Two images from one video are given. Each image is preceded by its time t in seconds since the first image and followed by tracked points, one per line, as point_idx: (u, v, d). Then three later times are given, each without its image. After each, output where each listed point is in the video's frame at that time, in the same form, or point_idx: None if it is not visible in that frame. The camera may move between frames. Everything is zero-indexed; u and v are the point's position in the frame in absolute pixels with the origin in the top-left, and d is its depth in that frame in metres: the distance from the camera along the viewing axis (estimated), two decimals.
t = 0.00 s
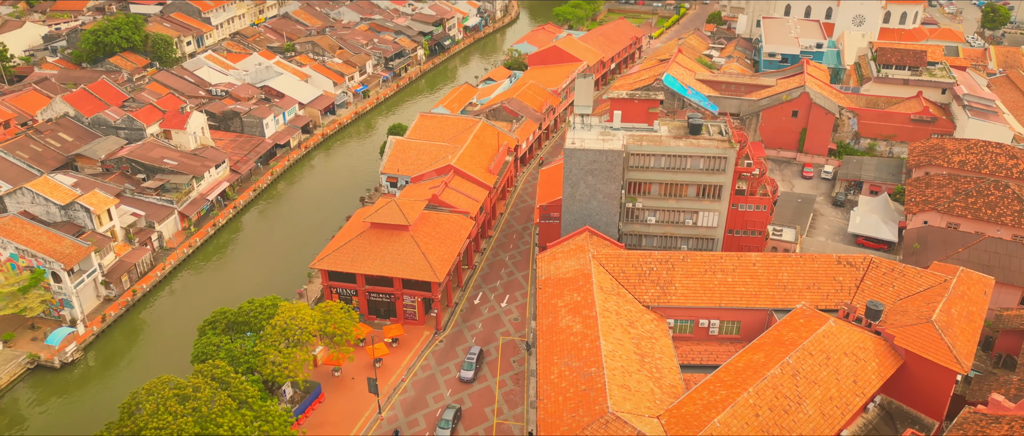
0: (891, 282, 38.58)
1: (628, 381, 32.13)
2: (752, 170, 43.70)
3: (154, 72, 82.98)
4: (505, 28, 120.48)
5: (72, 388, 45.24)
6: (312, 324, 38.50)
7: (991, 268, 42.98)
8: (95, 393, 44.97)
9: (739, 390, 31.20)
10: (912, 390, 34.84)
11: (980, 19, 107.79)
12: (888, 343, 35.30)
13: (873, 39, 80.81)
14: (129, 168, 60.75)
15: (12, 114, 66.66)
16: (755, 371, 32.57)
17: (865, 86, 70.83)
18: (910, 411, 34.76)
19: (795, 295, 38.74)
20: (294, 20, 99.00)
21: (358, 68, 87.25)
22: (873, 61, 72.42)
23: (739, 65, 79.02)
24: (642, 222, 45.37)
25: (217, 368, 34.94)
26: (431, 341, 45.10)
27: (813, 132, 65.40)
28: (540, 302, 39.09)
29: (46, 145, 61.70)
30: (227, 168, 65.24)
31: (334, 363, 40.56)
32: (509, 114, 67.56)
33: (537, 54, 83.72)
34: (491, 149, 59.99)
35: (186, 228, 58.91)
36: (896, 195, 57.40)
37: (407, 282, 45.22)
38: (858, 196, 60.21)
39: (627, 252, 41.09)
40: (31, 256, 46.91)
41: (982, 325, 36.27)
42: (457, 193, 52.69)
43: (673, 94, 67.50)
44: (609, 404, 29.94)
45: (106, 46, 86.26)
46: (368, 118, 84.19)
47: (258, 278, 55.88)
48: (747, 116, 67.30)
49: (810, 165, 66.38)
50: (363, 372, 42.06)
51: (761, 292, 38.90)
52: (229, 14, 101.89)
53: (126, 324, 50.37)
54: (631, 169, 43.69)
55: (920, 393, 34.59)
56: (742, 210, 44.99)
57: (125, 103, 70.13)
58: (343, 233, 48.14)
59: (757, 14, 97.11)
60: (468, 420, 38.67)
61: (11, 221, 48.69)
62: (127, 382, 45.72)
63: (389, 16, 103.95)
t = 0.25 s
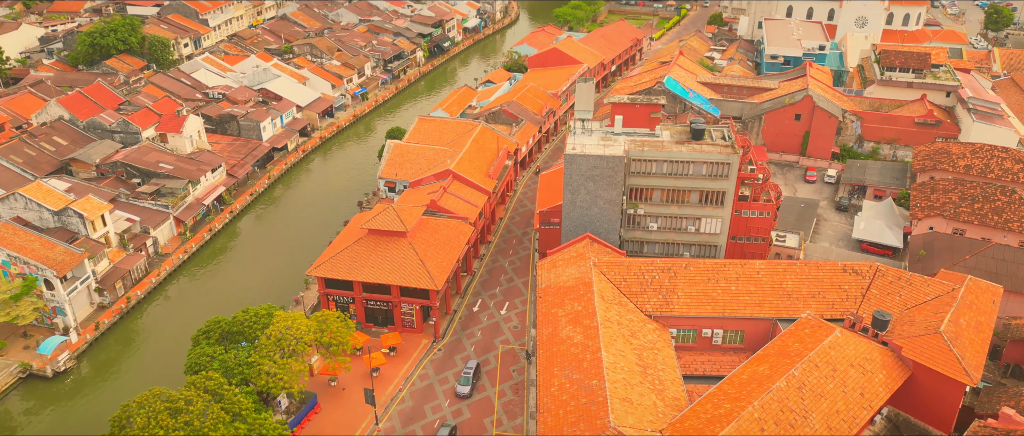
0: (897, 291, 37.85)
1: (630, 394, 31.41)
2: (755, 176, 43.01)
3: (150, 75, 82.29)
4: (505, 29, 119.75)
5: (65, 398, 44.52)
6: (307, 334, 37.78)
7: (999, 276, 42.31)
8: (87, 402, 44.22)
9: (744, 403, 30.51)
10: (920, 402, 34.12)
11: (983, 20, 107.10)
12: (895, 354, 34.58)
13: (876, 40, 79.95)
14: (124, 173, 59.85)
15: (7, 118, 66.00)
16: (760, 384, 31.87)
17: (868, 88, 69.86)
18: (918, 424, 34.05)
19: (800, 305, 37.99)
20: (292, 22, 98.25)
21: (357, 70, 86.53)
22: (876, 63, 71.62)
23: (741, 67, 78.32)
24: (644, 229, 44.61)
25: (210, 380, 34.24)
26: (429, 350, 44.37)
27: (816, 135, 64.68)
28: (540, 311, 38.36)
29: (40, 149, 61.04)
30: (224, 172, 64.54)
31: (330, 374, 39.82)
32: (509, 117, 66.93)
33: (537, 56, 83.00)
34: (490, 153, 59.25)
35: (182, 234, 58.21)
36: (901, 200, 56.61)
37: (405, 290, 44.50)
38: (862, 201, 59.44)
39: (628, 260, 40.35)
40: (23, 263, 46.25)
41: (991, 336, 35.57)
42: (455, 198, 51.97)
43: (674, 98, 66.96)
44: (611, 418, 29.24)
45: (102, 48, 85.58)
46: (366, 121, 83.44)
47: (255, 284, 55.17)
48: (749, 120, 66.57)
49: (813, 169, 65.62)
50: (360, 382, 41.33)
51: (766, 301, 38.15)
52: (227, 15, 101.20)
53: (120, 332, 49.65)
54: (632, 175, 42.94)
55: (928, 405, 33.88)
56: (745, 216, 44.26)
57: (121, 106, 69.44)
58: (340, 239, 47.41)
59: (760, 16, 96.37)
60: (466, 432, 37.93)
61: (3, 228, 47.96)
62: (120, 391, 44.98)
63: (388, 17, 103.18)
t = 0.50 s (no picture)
0: (905, 302, 37.01)
1: (633, 410, 30.53)
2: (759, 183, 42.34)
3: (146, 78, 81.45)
4: (505, 31, 118.87)
5: (55, 409, 43.63)
6: (301, 347, 36.93)
7: (1008, 286, 41.54)
8: (78, 414, 43.32)
9: (750, 421, 29.69)
10: (929, 417, 33.31)
11: (986, 23, 106.37)
12: (903, 368, 33.75)
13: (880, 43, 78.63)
14: (118, 178, 59.15)
15: None
16: (767, 400, 31.04)
17: (872, 92, 68.79)
18: None
19: (806, 316, 37.12)
20: (290, 24, 97.32)
21: (355, 73, 85.70)
22: (880, 66, 70.65)
23: (743, 71, 77.49)
24: (646, 237, 43.73)
25: (201, 395, 33.44)
26: (427, 360, 43.51)
27: (819, 140, 63.88)
28: (540, 323, 37.49)
29: (33, 154, 60.18)
30: (219, 177, 63.68)
31: (325, 386, 38.95)
32: (509, 121, 66.26)
33: (537, 58, 82.19)
34: (489, 158, 58.39)
35: (176, 240, 57.31)
36: (906, 206, 55.76)
37: (402, 299, 43.65)
38: (866, 207, 58.61)
39: (630, 269, 39.50)
40: (13, 272, 45.39)
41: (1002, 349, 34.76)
42: (454, 205, 51.11)
43: (676, 101, 66.33)
44: None
45: (98, 50, 84.67)
46: (364, 124, 82.58)
47: (250, 291, 54.32)
48: (751, 124, 65.72)
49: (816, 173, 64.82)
50: (356, 394, 40.47)
51: (771, 313, 37.28)
52: (224, 17, 100.31)
53: (113, 341, 48.79)
54: (634, 183, 42.09)
55: (938, 420, 33.07)
56: (749, 224, 43.48)
57: (116, 110, 68.55)
58: (336, 247, 46.55)
59: (761, 18, 94.18)
60: None
61: None
62: (112, 402, 44.09)
63: (387, 19, 102.26)
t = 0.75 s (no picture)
0: (914, 312, 36.21)
1: (636, 426, 29.72)
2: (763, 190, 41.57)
3: (143, 81, 80.67)
4: (505, 33, 118.03)
5: (47, 420, 42.83)
6: (296, 358, 36.16)
7: (1017, 295, 40.79)
8: (70, 425, 42.52)
9: None
10: (939, 431, 32.54)
11: (990, 24, 105.63)
12: (912, 381, 32.96)
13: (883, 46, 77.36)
14: (113, 183, 58.24)
15: None
16: (773, 415, 30.29)
17: (876, 95, 68.60)
18: None
19: (812, 327, 36.32)
20: (288, 26, 96.49)
21: (353, 76, 84.88)
22: (885, 69, 70.07)
23: (745, 73, 76.71)
24: (648, 244, 42.96)
25: (194, 409, 32.75)
26: (425, 370, 42.73)
27: (823, 144, 63.11)
28: (540, 334, 36.72)
29: (26, 159, 59.45)
30: (215, 182, 62.89)
31: (321, 398, 38.17)
32: (508, 125, 65.61)
33: (537, 61, 81.41)
34: (488, 163, 57.62)
35: (172, 246, 56.53)
36: (912, 212, 54.96)
37: (400, 309, 42.88)
38: (871, 212, 57.82)
39: (632, 278, 38.72)
40: (4, 280, 44.62)
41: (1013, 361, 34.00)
42: (453, 211, 50.33)
43: (678, 105, 65.68)
44: None
45: (94, 53, 83.90)
46: (363, 127, 81.78)
47: (246, 298, 53.53)
48: (754, 127, 64.93)
49: (819, 178, 64.03)
50: (353, 406, 39.68)
51: (776, 323, 36.50)
52: (222, 19, 99.55)
53: (107, 349, 48.02)
54: (636, 190, 41.32)
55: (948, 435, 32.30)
56: (753, 231, 42.72)
57: (111, 114, 67.80)
58: (333, 255, 45.78)
59: (764, 20, 93.25)
60: None
61: None
62: (104, 413, 43.28)
63: (386, 21, 101.48)
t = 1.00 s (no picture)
0: (924, 325, 35.31)
1: None
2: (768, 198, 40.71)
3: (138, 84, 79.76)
4: (505, 34, 117.08)
5: (36, 433, 41.88)
6: (290, 372, 35.27)
7: None
8: None
9: None
10: None
11: (994, 26, 104.74)
12: (923, 397, 32.06)
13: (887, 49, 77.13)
14: (106, 189, 57.43)
15: None
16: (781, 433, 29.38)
17: (880, 99, 67.35)
18: None
19: (819, 340, 35.42)
20: (285, 28, 95.52)
21: (351, 79, 83.91)
22: (889, 73, 69.15)
23: (748, 76, 75.78)
24: (651, 254, 42.04)
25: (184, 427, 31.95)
26: (423, 382, 41.82)
27: (827, 149, 62.21)
28: (541, 347, 35.79)
29: (19, 165, 58.55)
30: (211, 187, 61.95)
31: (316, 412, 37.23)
32: (508, 129, 64.90)
33: (536, 64, 80.49)
34: (488, 169, 56.71)
35: (166, 254, 55.60)
36: (919, 218, 54.01)
37: (397, 319, 41.97)
38: (877, 218, 56.90)
39: (634, 289, 37.80)
40: None
41: None
42: (451, 218, 49.40)
43: (680, 108, 64.86)
44: None
45: (89, 56, 82.99)
46: (361, 131, 80.93)
47: (241, 306, 52.62)
48: (757, 132, 64.01)
49: (824, 183, 63.07)
50: (349, 420, 38.78)
51: (782, 336, 35.58)
52: (219, 21, 98.69)
53: (99, 360, 47.09)
54: (638, 198, 40.41)
55: None
56: (757, 240, 41.83)
57: (106, 118, 66.86)
58: (329, 264, 44.85)
59: (766, 22, 93.54)
60: None
61: None
62: (95, 425, 42.32)
63: (385, 23, 100.56)
